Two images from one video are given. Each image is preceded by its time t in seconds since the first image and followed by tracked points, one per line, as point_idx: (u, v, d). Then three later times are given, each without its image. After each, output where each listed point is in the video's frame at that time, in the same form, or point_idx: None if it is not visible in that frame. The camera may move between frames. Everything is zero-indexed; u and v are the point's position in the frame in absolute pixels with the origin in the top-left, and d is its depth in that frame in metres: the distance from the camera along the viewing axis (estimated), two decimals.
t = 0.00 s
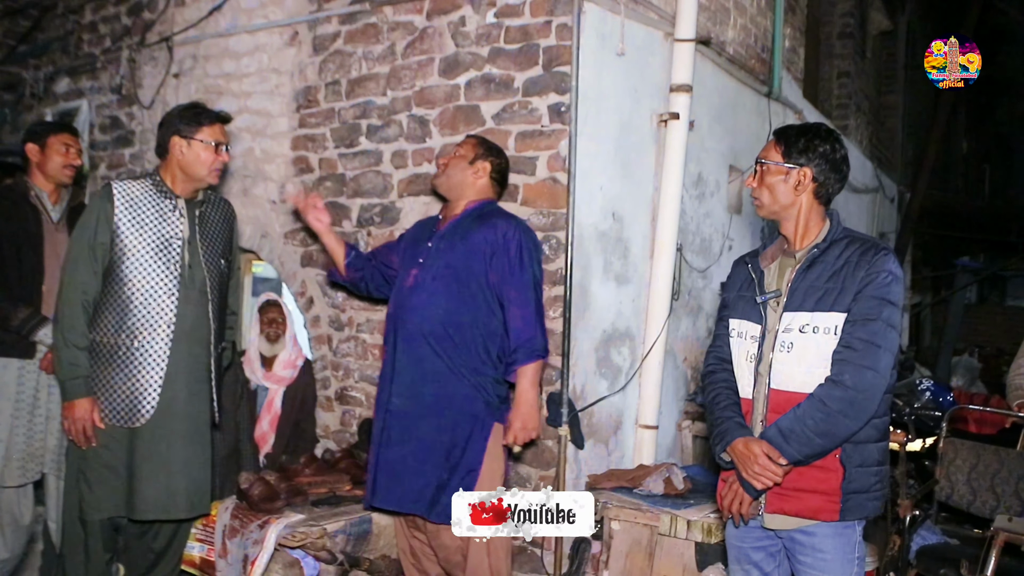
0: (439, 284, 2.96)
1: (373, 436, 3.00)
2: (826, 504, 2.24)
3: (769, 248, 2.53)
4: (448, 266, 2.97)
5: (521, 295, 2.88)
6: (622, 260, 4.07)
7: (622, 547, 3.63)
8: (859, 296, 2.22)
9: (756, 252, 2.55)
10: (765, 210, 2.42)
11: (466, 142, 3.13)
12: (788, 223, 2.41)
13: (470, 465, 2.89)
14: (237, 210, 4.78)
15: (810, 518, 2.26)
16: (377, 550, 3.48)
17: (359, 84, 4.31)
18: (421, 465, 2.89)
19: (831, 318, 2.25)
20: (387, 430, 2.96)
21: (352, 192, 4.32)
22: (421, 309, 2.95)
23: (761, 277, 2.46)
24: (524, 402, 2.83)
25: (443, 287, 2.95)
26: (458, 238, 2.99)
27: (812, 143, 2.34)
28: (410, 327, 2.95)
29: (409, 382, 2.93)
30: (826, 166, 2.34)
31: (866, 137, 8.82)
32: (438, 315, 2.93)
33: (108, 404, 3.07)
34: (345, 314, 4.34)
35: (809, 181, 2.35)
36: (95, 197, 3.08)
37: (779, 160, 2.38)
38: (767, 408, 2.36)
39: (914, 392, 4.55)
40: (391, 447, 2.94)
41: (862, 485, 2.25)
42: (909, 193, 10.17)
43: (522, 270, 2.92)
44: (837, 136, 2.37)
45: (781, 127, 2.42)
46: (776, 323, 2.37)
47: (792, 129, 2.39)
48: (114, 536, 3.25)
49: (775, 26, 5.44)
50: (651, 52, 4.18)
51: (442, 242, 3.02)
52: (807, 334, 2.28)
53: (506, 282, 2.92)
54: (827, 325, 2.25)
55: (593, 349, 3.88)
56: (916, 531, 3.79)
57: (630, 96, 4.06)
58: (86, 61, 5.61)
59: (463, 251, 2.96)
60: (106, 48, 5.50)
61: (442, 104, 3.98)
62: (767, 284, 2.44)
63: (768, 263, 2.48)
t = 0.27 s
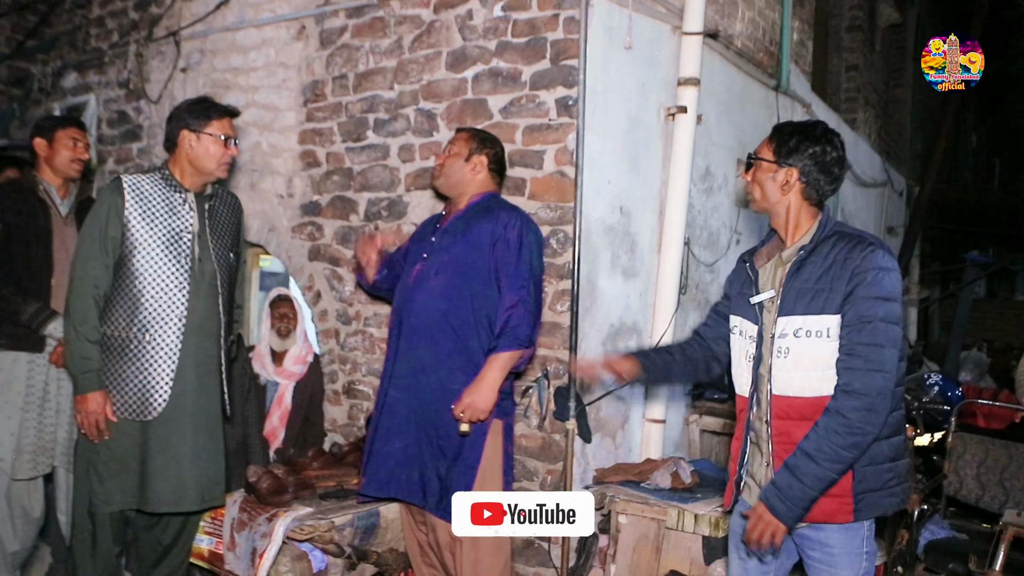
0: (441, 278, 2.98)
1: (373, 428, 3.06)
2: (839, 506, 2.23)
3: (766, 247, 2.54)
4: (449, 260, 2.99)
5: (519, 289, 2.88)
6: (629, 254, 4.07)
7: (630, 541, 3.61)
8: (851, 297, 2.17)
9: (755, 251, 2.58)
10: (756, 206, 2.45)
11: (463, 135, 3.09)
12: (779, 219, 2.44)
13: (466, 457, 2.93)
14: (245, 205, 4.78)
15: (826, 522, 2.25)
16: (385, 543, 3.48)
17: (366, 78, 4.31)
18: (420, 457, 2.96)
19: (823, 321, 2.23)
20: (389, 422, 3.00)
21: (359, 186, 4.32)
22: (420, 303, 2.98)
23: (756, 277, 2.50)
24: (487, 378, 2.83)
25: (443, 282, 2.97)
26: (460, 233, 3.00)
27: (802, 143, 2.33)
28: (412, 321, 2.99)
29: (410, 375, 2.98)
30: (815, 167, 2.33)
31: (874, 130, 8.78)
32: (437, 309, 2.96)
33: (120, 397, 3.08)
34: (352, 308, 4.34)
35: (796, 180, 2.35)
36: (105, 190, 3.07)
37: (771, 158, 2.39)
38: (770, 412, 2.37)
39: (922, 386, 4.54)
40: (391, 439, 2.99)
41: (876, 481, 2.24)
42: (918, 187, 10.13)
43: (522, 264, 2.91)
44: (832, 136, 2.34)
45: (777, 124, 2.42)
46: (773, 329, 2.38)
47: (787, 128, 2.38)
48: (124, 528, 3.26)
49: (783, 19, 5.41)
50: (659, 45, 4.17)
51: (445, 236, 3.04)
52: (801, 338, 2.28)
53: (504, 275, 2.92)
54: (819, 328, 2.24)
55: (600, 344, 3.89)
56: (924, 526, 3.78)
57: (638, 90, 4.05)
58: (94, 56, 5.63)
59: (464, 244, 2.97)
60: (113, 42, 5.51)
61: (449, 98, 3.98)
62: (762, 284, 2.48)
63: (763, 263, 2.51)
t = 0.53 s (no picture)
0: (447, 278, 2.97)
1: (378, 430, 3.04)
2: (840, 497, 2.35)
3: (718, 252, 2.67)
4: (453, 261, 2.98)
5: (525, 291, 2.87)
6: (631, 252, 4.06)
7: (631, 540, 3.61)
8: (809, 299, 2.26)
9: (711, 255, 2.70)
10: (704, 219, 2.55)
11: (462, 136, 3.04)
12: (728, 229, 2.54)
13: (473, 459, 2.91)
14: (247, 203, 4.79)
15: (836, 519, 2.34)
16: (386, 541, 3.49)
17: (368, 76, 4.31)
18: (429, 459, 2.95)
19: (786, 327, 2.30)
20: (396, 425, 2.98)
21: (361, 184, 4.33)
22: (424, 302, 2.98)
23: (711, 283, 2.61)
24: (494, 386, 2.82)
25: (448, 282, 2.96)
26: (466, 233, 2.99)
27: (734, 158, 2.43)
28: (417, 321, 2.98)
29: (417, 377, 2.96)
30: (753, 177, 2.42)
31: (877, 129, 8.76)
32: (440, 307, 2.95)
33: (122, 395, 3.08)
34: (354, 306, 4.35)
35: (735, 193, 2.45)
36: (108, 188, 3.08)
37: (709, 174, 2.48)
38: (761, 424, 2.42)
39: (924, 385, 4.54)
40: (398, 441, 2.98)
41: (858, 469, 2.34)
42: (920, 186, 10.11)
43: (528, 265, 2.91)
44: (763, 145, 2.44)
45: (711, 140, 2.52)
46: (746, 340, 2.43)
47: (720, 143, 2.48)
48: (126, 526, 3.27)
49: (786, 17, 5.40)
50: (661, 44, 4.17)
51: (450, 237, 3.03)
52: (772, 347, 2.34)
53: (508, 273, 2.91)
54: (784, 335, 2.31)
55: (602, 343, 3.89)
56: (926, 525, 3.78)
57: (640, 88, 4.04)
58: (95, 54, 5.62)
59: (469, 244, 2.96)
60: (115, 40, 5.51)
61: (451, 96, 3.98)
62: (720, 290, 2.59)
63: (717, 269, 2.61)
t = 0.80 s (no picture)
0: (469, 280, 2.90)
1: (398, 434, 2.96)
2: (835, 494, 2.36)
3: (705, 254, 2.68)
4: (477, 262, 2.91)
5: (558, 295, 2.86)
6: (636, 250, 4.05)
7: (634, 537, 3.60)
8: (789, 306, 2.26)
9: (698, 258, 2.71)
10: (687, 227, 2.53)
11: (487, 133, 2.96)
12: (711, 233, 2.52)
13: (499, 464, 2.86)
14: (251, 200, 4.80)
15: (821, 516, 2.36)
16: (390, 539, 3.49)
17: (372, 73, 4.30)
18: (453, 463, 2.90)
19: (770, 334, 2.31)
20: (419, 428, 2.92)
21: (365, 181, 4.32)
22: (447, 307, 2.91)
23: (699, 286, 2.64)
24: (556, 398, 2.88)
25: (472, 284, 2.89)
26: (490, 234, 2.92)
27: (710, 167, 2.41)
28: (439, 322, 2.91)
29: (440, 380, 2.90)
30: (731, 184, 2.39)
31: (882, 126, 8.73)
32: (468, 313, 2.88)
33: (126, 392, 3.09)
34: (358, 304, 4.35)
35: (714, 201, 2.44)
36: (113, 186, 3.09)
37: (687, 183, 2.47)
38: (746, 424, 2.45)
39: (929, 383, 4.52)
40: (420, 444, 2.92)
41: (850, 465, 2.37)
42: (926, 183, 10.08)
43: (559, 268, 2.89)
44: (739, 150, 2.41)
45: (685, 147, 2.50)
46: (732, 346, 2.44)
47: (694, 150, 2.46)
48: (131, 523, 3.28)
49: (790, 14, 5.39)
50: (665, 41, 4.15)
51: (473, 236, 2.96)
52: (756, 352, 2.35)
53: (538, 276, 2.87)
54: (768, 341, 2.32)
55: (606, 339, 3.90)
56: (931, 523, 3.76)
57: (644, 86, 4.03)
58: (100, 52, 5.63)
59: (495, 245, 2.90)
60: (120, 39, 5.51)
61: (455, 93, 3.97)
62: (707, 292, 2.62)
63: (703, 271, 2.65)
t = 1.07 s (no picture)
0: (501, 281, 2.94)
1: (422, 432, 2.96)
2: (830, 499, 2.35)
3: (733, 249, 2.66)
4: (506, 262, 2.95)
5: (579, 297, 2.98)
6: (638, 249, 4.05)
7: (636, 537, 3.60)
8: (802, 306, 2.26)
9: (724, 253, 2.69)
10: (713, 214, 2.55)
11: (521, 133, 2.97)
12: (737, 224, 2.52)
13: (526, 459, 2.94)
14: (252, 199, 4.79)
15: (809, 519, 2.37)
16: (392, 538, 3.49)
17: (374, 72, 4.30)
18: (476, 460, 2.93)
19: (781, 332, 2.31)
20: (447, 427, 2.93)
21: (367, 180, 4.32)
22: (474, 306, 2.93)
23: (723, 279, 2.60)
24: (570, 391, 2.96)
25: (502, 284, 2.94)
26: (521, 236, 2.99)
27: (739, 155, 2.41)
28: (469, 321, 2.94)
29: (468, 379, 2.93)
30: (759, 175, 2.39)
31: (884, 125, 8.72)
32: (496, 313, 2.93)
33: (128, 391, 3.09)
34: (360, 303, 4.35)
35: (740, 190, 2.44)
36: (116, 184, 3.09)
37: (717, 170, 2.47)
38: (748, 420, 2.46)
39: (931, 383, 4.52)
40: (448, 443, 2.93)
41: (851, 468, 2.35)
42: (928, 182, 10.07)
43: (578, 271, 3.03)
44: (770, 141, 2.40)
45: (718, 136, 2.50)
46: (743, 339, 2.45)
47: (727, 137, 2.47)
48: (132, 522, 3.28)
49: (793, 14, 5.38)
50: (668, 40, 4.15)
51: (503, 236, 2.98)
52: (764, 349, 2.35)
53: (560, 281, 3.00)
54: (778, 339, 2.32)
55: (608, 340, 3.92)
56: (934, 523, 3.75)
57: (647, 85, 4.03)
58: (102, 51, 5.63)
59: (526, 246, 2.98)
60: (122, 38, 5.51)
61: (457, 92, 3.97)
62: (730, 285, 2.57)
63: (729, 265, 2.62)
